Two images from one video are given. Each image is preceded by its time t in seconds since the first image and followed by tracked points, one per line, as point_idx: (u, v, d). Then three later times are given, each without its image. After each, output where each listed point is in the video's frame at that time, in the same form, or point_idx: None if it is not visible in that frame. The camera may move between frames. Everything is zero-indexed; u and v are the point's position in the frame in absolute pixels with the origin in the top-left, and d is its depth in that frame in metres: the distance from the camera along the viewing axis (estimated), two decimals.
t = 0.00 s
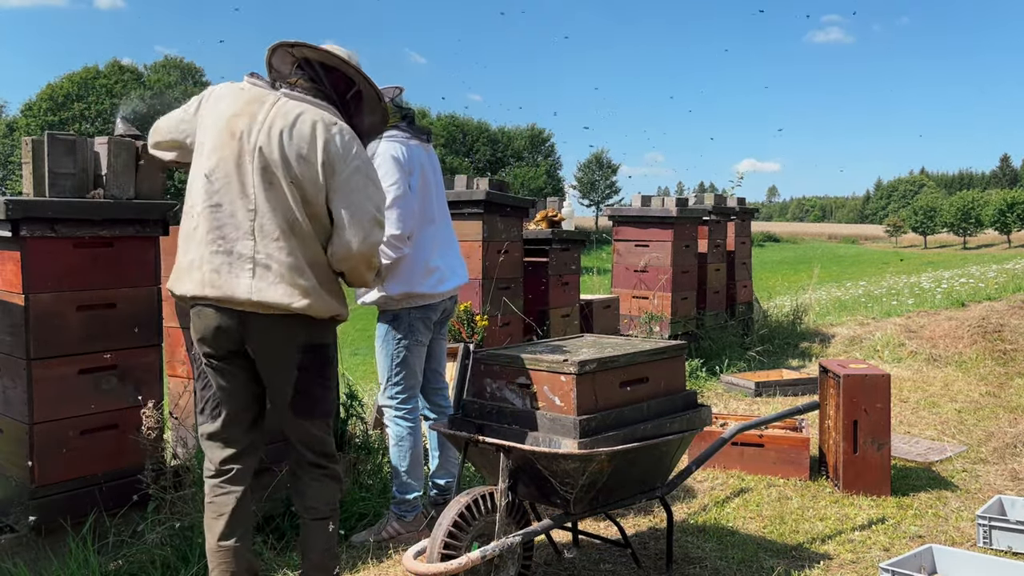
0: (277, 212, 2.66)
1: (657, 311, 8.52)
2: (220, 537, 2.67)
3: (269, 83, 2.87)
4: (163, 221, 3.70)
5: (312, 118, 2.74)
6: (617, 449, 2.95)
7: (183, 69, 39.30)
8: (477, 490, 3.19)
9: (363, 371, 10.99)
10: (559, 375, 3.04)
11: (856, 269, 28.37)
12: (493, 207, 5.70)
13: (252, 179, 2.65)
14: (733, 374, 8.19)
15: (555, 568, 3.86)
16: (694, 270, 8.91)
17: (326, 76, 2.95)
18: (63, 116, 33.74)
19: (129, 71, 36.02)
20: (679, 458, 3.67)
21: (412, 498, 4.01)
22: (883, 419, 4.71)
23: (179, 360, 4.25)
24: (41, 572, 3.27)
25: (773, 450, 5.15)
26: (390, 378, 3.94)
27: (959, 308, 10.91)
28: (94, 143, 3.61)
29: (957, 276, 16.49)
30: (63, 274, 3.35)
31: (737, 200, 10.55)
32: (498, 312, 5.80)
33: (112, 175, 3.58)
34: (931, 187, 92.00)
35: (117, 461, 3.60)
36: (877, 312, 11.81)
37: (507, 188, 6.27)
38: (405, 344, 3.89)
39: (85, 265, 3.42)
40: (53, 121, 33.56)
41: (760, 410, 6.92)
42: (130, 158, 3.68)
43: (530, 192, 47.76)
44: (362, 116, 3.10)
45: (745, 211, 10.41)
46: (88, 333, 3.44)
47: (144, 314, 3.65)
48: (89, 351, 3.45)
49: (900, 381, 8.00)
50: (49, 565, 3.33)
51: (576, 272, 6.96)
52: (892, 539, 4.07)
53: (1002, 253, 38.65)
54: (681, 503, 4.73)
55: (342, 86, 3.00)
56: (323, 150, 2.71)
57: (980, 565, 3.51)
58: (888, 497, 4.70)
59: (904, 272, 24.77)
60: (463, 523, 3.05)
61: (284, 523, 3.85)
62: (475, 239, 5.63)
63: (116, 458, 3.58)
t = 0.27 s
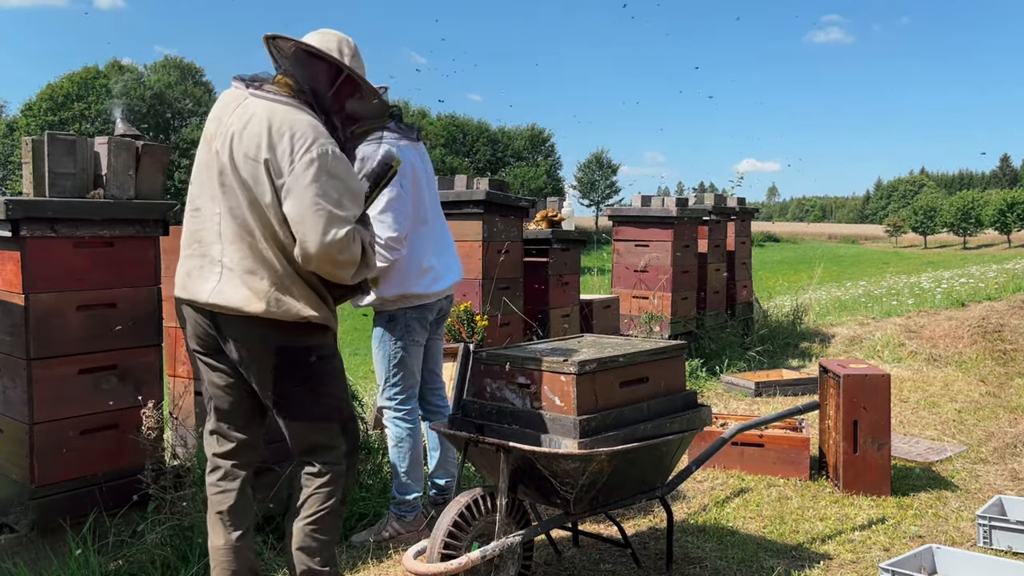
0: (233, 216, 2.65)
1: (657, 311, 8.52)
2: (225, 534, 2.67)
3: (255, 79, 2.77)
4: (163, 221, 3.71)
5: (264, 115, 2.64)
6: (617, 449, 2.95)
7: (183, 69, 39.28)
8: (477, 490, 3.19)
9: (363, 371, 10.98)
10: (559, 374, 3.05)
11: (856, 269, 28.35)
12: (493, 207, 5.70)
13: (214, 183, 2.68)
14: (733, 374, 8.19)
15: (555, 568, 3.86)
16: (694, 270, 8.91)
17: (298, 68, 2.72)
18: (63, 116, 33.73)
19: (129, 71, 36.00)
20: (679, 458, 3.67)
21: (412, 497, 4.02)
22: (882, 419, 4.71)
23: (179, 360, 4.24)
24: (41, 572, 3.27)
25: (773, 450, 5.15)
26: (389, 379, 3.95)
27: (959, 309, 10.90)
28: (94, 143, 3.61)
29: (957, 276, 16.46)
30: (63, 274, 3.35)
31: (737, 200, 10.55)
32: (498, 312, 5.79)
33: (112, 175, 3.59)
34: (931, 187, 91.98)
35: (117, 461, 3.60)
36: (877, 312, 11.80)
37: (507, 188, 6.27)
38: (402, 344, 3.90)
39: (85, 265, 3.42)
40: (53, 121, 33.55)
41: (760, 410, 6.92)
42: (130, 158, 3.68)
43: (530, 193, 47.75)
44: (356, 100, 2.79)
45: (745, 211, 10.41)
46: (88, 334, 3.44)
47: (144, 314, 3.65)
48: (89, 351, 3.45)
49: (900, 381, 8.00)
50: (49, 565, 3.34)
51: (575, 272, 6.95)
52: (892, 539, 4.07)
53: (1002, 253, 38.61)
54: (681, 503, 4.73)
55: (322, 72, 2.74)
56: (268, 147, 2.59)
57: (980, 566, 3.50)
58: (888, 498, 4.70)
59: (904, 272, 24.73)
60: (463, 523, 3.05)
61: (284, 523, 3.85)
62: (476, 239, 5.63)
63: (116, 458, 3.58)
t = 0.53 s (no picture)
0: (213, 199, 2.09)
1: (658, 311, 8.52)
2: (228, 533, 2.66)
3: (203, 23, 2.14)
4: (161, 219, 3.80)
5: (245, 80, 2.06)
6: (617, 449, 2.95)
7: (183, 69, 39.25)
8: (477, 489, 3.19)
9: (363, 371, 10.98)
10: (559, 374, 3.05)
11: (856, 269, 28.33)
12: (493, 207, 5.70)
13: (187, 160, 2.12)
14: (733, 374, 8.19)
15: (555, 568, 3.86)
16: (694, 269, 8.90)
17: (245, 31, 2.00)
18: (63, 115, 33.73)
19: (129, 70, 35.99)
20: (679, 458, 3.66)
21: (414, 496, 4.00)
22: (882, 418, 4.72)
23: (179, 360, 4.23)
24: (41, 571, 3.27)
25: (773, 450, 5.14)
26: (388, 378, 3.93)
27: (959, 308, 10.89)
28: (93, 142, 3.69)
29: (958, 275, 16.42)
30: (63, 273, 3.35)
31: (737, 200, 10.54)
32: (498, 312, 5.79)
33: (112, 173, 3.69)
34: (931, 186, 91.94)
35: (117, 461, 3.59)
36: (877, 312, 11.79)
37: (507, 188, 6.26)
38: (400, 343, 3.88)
39: (85, 265, 3.42)
40: (53, 120, 33.54)
41: (760, 409, 6.92)
42: (129, 158, 3.79)
43: (530, 192, 47.73)
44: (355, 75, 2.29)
45: (745, 210, 10.41)
46: (88, 333, 3.44)
47: (144, 313, 3.65)
48: (89, 350, 3.45)
49: (900, 381, 7.99)
50: (50, 564, 3.34)
51: (576, 271, 6.95)
52: (892, 538, 4.07)
53: (1002, 252, 38.57)
54: (681, 503, 4.73)
55: (280, 35, 2.01)
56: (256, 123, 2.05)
57: (979, 565, 3.50)
58: (888, 497, 4.70)
59: (905, 271, 24.73)
60: (463, 523, 3.06)
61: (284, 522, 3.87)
62: (476, 239, 5.62)
63: (116, 457, 3.58)
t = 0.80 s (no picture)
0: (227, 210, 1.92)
1: (658, 311, 8.52)
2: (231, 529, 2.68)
3: (218, 4, 1.95)
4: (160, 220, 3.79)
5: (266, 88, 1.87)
6: (618, 449, 2.94)
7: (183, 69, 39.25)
8: (477, 489, 3.19)
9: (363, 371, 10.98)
10: (559, 374, 3.05)
11: (855, 268, 28.31)
12: (493, 207, 5.69)
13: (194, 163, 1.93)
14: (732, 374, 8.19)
15: (555, 567, 3.86)
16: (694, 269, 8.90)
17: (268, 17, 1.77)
18: (63, 115, 33.73)
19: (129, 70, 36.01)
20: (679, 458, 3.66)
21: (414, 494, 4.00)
22: (883, 418, 4.71)
23: (179, 360, 4.23)
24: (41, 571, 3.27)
25: (773, 450, 5.14)
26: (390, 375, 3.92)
27: (959, 308, 10.89)
28: (93, 142, 3.68)
29: (958, 275, 16.40)
30: (64, 273, 3.35)
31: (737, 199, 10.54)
32: (498, 312, 5.78)
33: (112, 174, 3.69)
34: (931, 186, 91.89)
35: (117, 461, 3.59)
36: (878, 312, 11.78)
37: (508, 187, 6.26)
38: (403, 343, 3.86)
39: (85, 265, 3.42)
40: (53, 120, 33.54)
41: (760, 409, 6.92)
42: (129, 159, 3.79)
43: (530, 192, 47.73)
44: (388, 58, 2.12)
45: (745, 210, 10.41)
46: (88, 333, 3.44)
47: (144, 313, 3.65)
48: (90, 350, 3.45)
49: (900, 381, 7.99)
50: (50, 564, 3.34)
51: (576, 271, 6.95)
52: (892, 538, 4.07)
53: (1002, 253, 38.54)
54: (681, 503, 4.74)
55: (307, 24, 1.78)
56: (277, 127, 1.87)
57: (979, 565, 3.50)
58: (888, 497, 4.70)
59: (906, 271, 24.72)
60: (463, 523, 3.06)
61: (284, 522, 3.86)
62: (476, 239, 5.61)
63: (116, 457, 3.58)
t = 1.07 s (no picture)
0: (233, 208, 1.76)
1: (657, 311, 8.52)
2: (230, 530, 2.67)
3: None
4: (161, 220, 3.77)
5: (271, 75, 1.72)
6: (618, 449, 2.94)
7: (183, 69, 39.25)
8: (477, 489, 3.19)
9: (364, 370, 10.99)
10: (560, 374, 3.05)
11: (855, 268, 28.30)
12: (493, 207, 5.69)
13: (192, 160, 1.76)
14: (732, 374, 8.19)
15: (555, 568, 3.86)
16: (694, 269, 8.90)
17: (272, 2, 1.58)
18: (63, 116, 33.74)
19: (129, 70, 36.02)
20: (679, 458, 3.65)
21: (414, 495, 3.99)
22: (883, 418, 4.70)
23: (179, 360, 4.23)
24: (41, 571, 3.27)
25: (773, 450, 5.14)
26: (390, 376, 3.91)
27: (959, 308, 10.88)
28: (93, 142, 3.67)
29: (958, 276, 16.38)
30: (63, 273, 3.35)
31: (737, 199, 10.54)
32: (498, 312, 5.78)
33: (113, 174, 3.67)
34: (931, 186, 91.87)
35: (117, 461, 3.59)
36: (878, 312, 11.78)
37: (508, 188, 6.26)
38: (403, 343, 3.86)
39: (85, 265, 3.42)
40: (53, 121, 33.54)
41: (760, 409, 6.92)
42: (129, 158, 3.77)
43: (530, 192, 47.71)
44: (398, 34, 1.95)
45: (745, 210, 10.41)
46: (88, 334, 3.43)
47: (144, 313, 3.64)
48: (90, 350, 3.45)
49: (900, 381, 7.99)
50: (50, 564, 3.34)
51: (576, 271, 6.94)
52: (892, 538, 4.07)
53: (1003, 253, 38.48)
54: (681, 503, 4.74)
55: (315, 7, 1.59)
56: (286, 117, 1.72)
57: (979, 566, 3.50)
58: (888, 497, 4.70)
59: (906, 271, 24.71)
60: (463, 523, 3.06)
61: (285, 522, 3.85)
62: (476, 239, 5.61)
63: (116, 457, 3.58)
